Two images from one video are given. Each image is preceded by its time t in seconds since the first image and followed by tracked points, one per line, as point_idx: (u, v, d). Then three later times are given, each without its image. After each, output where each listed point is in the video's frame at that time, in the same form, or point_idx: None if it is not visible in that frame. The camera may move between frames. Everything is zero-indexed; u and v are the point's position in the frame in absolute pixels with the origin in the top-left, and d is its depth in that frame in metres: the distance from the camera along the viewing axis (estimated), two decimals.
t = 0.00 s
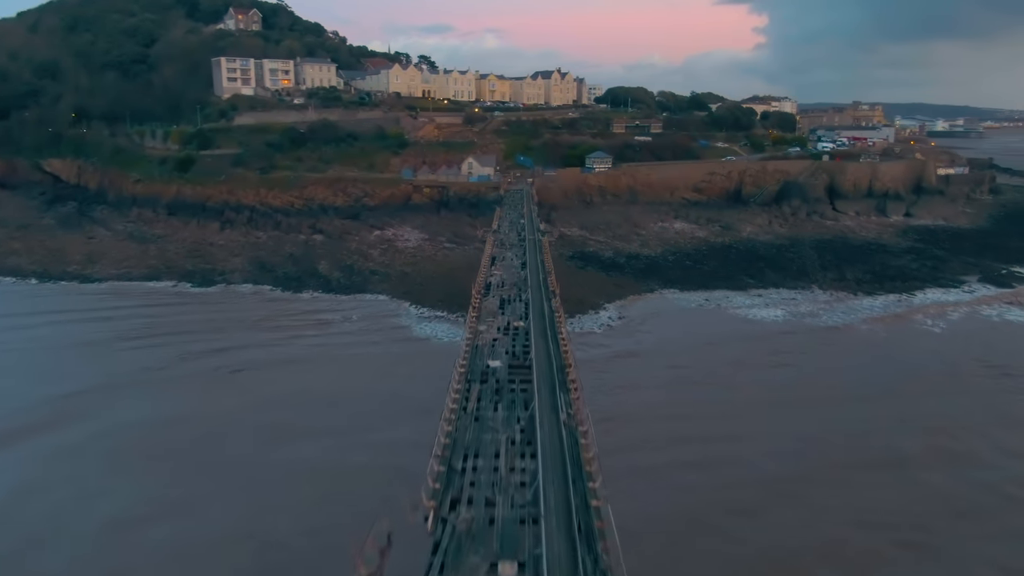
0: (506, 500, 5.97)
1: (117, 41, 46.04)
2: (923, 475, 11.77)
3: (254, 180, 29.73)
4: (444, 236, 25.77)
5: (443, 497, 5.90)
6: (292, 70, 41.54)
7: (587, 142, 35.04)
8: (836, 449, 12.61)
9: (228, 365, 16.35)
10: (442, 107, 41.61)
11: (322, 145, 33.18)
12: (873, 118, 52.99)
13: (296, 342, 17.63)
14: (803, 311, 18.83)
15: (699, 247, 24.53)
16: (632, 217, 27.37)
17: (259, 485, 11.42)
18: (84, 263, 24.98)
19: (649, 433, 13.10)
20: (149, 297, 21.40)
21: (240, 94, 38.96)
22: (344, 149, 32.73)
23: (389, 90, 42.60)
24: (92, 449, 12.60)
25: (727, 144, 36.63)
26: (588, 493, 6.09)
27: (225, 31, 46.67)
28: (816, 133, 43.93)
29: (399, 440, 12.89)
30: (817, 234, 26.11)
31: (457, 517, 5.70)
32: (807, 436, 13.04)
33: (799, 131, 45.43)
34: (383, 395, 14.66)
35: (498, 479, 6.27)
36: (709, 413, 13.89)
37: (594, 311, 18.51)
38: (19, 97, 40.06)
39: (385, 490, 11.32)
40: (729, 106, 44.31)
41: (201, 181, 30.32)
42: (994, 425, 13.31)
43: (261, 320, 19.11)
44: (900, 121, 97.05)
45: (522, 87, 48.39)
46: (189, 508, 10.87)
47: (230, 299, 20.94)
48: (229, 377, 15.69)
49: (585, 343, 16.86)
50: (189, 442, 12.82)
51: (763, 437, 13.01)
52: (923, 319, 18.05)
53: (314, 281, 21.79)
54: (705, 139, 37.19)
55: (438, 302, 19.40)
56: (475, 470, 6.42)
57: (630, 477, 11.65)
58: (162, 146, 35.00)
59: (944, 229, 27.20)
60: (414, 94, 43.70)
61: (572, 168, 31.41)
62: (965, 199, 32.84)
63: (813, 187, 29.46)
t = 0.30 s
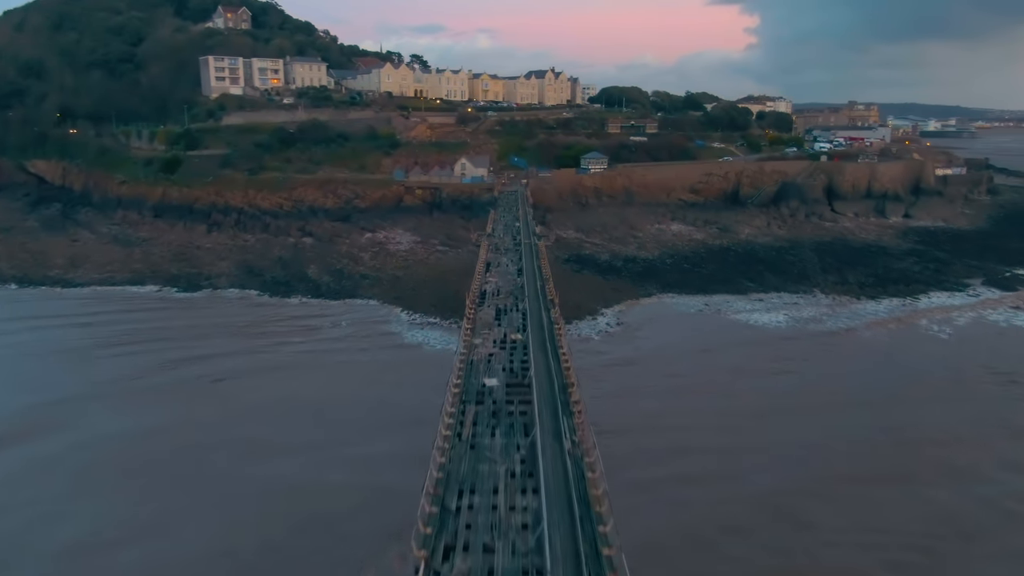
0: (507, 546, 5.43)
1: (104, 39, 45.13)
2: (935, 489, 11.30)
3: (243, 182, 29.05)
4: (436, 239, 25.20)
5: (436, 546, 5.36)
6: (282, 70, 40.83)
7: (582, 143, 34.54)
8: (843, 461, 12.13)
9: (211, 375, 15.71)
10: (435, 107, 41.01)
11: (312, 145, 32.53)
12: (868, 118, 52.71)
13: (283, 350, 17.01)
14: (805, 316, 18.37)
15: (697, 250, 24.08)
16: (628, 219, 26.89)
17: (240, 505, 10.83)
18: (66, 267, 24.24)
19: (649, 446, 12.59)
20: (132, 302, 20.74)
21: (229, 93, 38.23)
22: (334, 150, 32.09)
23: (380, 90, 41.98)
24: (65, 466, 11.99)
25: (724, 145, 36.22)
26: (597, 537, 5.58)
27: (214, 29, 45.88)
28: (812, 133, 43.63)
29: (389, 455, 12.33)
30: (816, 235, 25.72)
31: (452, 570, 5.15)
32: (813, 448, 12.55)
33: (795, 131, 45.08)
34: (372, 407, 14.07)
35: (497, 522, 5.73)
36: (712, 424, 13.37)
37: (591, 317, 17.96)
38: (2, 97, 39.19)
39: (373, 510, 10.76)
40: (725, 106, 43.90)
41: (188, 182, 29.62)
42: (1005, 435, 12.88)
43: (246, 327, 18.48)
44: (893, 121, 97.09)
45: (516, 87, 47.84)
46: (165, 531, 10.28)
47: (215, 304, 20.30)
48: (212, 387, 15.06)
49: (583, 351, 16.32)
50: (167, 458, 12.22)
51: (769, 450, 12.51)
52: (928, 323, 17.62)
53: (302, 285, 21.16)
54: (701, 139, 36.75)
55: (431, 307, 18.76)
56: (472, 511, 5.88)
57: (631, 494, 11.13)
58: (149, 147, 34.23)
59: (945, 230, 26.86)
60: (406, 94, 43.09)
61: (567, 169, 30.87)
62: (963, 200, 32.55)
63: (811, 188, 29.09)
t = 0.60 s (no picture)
0: None
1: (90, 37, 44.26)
2: (951, 507, 10.81)
3: (231, 183, 28.37)
4: (429, 241, 24.64)
5: None
6: (272, 69, 40.15)
7: (577, 143, 34.03)
8: (855, 478, 11.60)
9: (193, 386, 15.04)
10: (428, 106, 40.42)
11: (302, 146, 31.90)
12: (865, 118, 52.44)
13: (269, 358, 16.37)
14: (808, 322, 17.89)
15: (696, 252, 23.61)
16: (625, 221, 26.43)
17: (219, 531, 10.24)
18: (48, 271, 23.54)
19: (651, 461, 12.05)
20: (115, 307, 20.08)
21: (218, 93, 37.51)
22: (325, 151, 31.48)
23: (372, 90, 41.39)
24: (35, 487, 11.38)
25: (721, 145, 35.81)
26: None
27: (203, 27, 45.11)
28: (809, 133, 43.36)
29: (378, 472, 11.74)
30: (816, 237, 25.33)
31: None
32: (822, 463, 12.04)
33: (792, 131, 44.76)
34: (361, 419, 13.47)
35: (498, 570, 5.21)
36: (716, 437, 12.84)
37: (589, 323, 17.40)
38: None
39: (360, 533, 10.23)
40: (721, 106, 43.49)
41: (175, 183, 28.92)
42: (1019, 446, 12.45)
43: (232, 334, 17.84)
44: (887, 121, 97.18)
45: (510, 86, 47.33)
46: (140, 559, 9.71)
47: (200, 310, 19.64)
48: (194, 400, 14.42)
49: (581, 359, 15.75)
50: (144, 478, 11.62)
51: (775, 465, 11.99)
52: (935, 328, 17.18)
53: (291, 290, 20.54)
54: (697, 139, 36.36)
55: (424, 313, 18.15)
56: (469, 557, 5.36)
57: (631, 513, 10.63)
58: (135, 147, 33.51)
59: (946, 232, 26.56)
60: (398, 93, 42.52)
61: (563, 170, 30.37)
62: (962, 201, 32.27)
63: (810, 189, 28.73)
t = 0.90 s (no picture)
0: None
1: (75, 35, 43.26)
2: (968, 527, 10.34)
3: (219, 184, 27.69)
4: (422, 244, 24.08)
5: None
6: (261, 68, 39.44)
7: (572, 144, 33.54)
8: (866, 495, 11.12)
9: (175, 397, 14.40)
10: (421, 106, 39.84)
11: (292, 147, 31.24)
12: (861, 118, 52.18)
13: (255, 368, 15.75)
14: (812, 329, 17.43)
15: (694, 255, 23.16)
16: (621, 223, 25.95)
17: (198, 556, 9.66)
18: (28, 276, 22.76)
19: (653, 481, 11.53)
20: (96, 313, 19.37)
21: (206, 92, 36.77)
22: (315, 151, 30.82)
23: (363, 89, 40.79)
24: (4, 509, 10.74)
25: (718, 145, 35.42)
26: None
27: (191, 26, 44.32)
28: (805, 133, 43.11)
29: (367, 490, 11.16)
30: (816, 239, 24.99)
31: None
32: (832, 479, 11.54)
33: (787, 131, 44.47)
34: (351, 434, 12.88)
35: None
36: (721, 453, 12.34)
37: (587, 330, 16.84)
38: None
39: (349, 558, 9.68)
40: (716, 106, 43.12)
41: (161, 185, 28.19)
42: None
43: (217, 342, 17.20)
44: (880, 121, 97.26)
45: (503, 86, 46.79)
46: None
47: (184, 316, 18.97)
48: (175, 413, 13.78)
49: (579, 370, 15.18)
50: (121, 499, 11.00)
51: (783, 483, 11.48)
52: (941, 334, 16.74)
53: (280, 295, 19.90)
54: (694, 140, 35.98)
55: (416, 319, 17.52)
56: None
57: (634, 536, 10.11)
58: (120, 148, 32.73)
59: (946, 234, 26.41)
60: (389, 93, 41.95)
61: (558, 171, 29.87)
62: (960, 201, 32.03)
63: (809, 190, 28.42)
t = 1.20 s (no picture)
0: None
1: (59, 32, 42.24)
2: (985, 550, 9.87)
3: (206, 186, 27.00)
4: (414, 247, 23.50)
5: None
6: (250, 67, 38.74)
7: (568, 144, 33.02)
8: (879, 514, 10.64)
9: (154, 410, 13.72)
10: (413, 106, 39.24)
11: (281, 147, 30.58)
12: (857, 117, 51.93)
13: (240, 378, 15.11)
14: (816, 335, 16.95)
15: (693, 258, 22.70)
16: (618, 225, 25.48)
17: None
18: (7, 280, 21.99)
19: (656, 499, 10.99)
20: (77, 320, 18.66)
21: (194, 91, 36.01)
22: (304, 152, 30.16)
23: (354, 88, 40.21)
24: None
25: (714, 146, 35.03)
26: None
27: (179, 24, 43.46)
28: (801, 133, 42.85)
29: (355, 512, 10.59)
30: (815, 241, 24.73)
31: None
32: (840, 497, 11.06)
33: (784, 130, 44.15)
34: (339, 450, 12.29)
35: None
36: (724, 469, 11.83)
37: (584, 337, 16.26)
38: None
39: None
40: (712, 105, 42.71)
41: (147, 187, 27.42)
42: None
43: (201, 351, 16.54)
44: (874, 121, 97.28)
45: (497, 86, 46.23)
46: None
47: (167, 323, 18.28)
48: (155, 426, 13.11)
49: (577, 380, 14.60)
50: (93, 520, 10.38)
51: (793, 501, 10.98)
52: (949, 341, 16.26)
53: (267, 301, 19.25)
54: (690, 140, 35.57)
55: (407, 325, 16.90)
56: None
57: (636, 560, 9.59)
58: (105, 148, 31.95)
59: (948, 235, 26.40)
60: (381, 93, 41.35)
61: (553, 172, 29.36)
62: (959, 202, 31.78)
63: (808, 191, 28.16)
